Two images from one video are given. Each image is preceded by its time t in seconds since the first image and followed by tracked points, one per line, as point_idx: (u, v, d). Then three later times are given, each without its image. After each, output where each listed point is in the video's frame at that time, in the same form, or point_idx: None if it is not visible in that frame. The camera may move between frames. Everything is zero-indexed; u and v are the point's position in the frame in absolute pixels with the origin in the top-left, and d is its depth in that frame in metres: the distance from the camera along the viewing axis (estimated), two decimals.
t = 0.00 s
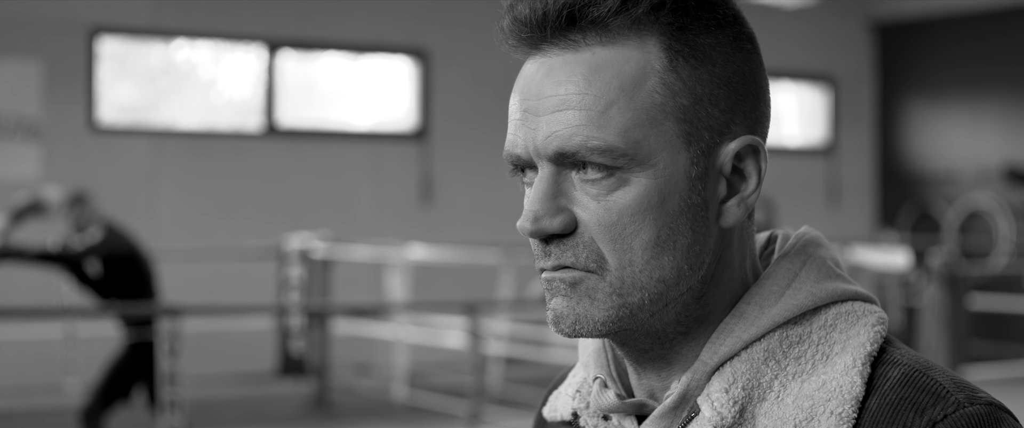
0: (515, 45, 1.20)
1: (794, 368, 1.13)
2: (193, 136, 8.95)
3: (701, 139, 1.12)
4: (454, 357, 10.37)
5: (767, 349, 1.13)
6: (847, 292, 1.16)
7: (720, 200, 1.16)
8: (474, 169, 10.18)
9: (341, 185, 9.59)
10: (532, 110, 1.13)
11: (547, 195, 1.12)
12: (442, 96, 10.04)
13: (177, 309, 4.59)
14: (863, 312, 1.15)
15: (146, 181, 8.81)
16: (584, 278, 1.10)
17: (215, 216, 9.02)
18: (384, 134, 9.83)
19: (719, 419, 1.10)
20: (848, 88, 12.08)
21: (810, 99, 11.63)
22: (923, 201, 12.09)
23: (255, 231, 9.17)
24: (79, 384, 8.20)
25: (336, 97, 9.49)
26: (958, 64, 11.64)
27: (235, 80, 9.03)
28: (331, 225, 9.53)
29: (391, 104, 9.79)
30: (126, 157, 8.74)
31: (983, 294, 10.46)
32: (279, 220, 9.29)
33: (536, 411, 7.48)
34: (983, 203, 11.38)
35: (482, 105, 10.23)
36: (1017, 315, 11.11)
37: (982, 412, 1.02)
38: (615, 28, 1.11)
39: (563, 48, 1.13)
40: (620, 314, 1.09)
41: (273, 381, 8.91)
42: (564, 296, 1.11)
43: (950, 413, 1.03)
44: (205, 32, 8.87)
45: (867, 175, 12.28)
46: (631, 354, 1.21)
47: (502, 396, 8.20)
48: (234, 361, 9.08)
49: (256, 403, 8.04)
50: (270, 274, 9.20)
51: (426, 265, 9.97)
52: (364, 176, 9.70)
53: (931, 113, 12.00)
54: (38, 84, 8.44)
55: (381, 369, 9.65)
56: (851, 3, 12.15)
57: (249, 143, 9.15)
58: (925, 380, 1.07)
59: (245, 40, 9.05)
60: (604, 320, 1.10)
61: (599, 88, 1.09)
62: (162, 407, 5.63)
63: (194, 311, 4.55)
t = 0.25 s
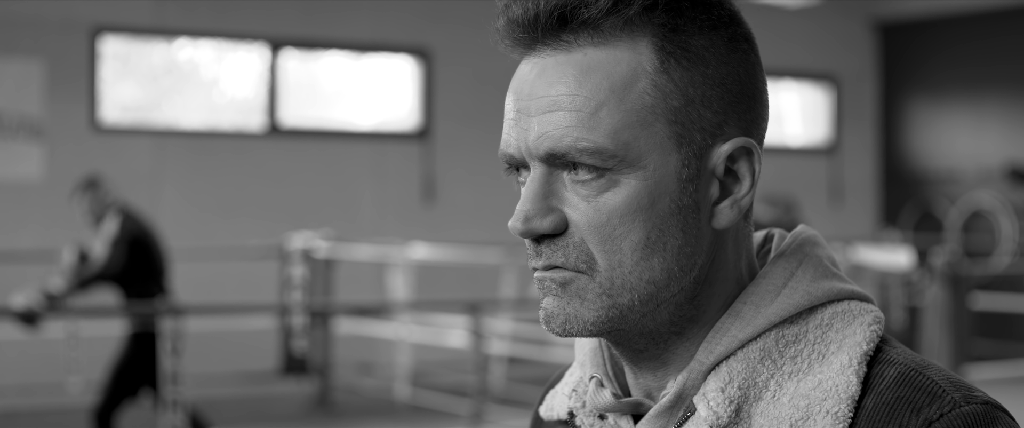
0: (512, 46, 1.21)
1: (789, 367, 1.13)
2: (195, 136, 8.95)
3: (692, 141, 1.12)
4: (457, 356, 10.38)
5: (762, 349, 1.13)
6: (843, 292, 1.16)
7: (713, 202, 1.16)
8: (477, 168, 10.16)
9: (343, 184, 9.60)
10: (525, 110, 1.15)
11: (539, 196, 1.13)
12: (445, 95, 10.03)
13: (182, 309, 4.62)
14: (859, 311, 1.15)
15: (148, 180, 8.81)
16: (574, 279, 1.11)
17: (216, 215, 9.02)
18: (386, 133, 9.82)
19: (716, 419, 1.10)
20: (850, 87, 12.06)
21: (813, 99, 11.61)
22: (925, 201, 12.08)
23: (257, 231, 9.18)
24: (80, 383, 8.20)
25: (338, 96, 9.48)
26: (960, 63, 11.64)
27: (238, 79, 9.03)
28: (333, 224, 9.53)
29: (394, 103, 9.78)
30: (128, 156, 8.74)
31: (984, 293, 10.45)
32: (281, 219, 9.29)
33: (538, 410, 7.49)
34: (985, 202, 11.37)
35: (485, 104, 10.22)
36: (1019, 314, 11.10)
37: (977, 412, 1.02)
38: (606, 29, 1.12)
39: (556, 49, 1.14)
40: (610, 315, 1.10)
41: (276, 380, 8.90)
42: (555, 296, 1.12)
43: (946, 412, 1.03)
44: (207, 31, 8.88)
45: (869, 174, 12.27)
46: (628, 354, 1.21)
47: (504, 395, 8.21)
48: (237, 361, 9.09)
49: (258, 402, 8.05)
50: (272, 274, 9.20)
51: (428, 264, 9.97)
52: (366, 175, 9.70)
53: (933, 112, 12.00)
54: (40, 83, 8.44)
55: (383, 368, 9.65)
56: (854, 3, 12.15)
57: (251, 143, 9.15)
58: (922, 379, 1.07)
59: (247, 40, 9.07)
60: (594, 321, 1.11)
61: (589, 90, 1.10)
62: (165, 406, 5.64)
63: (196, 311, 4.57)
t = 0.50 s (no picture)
0: (517, 42, 1.23)
1: (789, 366, 1.13)
2: (198, 135, 8.97)
3: (691, 141, 1.13)
4: (459, 355, 10.38)
5: (761, 347, 1.14)
6: (843, 292, 1.17)
7: (712, 202, 1.16)
8: (479, 167, 10.16)
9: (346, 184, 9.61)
10: (525, 106, 1.16)
11: (537, 191, 1.14)
12: (447, 94, 10.03)
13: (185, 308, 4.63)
14: (859, 311, 1.16)
15: (150, 180, 8.82)
16: (570, 275, 1.13)
17: (219, 214, 9.04)
18: (389, 133, 9.84)
19: (715, 418, 1.11)
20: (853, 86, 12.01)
21: (815, 98, 11.61)
22: (928, 200, 12.07)
23: (260, 230, 9.19)
24: (83, 382, 8.23)
25: (341, 96, 9.49)
26: (963, 63, 11.64)
27: (240, 79, 9.05)
28: (336, 223, 9.54)
29: (397, 102, 9.78)
30: (131, 156, 8.76)
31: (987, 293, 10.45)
32: (284, 218, 9.30)
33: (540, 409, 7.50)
34: (988, 202, 11.37)
35: (487, 103, 10.23)
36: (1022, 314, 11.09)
37: (978, 409, 1.02)
38: (607, 27, 1.13)
39: (558, 46, 1.16)
40: (605, 312, 1.12)
41: (278, 379, 8.91)
42: (551, 291, 1.14)
43: (946, 410, 1.03)
44: (210, 30, 8.89)
45: (872, 173, 12.25)
46: (629, 353, 1.23)
47: (507, 394, 8.21)
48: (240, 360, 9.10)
49: (261, 401, 8.07)
50: (275, 273, 9.21)
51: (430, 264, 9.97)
52: (369, 175, 9.71)
53: (936, 111, 12.01)
54: (43, 82, 8.46)
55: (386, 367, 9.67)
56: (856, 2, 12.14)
57: (254, 142, 9.16)
58: (923, 378, 1.08)
59: (250, 39, 9.07)
60: (589, 317, 1.12)
61: (588, 87, 1.11)
62: (167, 406, 5.61)
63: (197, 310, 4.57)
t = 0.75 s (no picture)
0: (527, 38, 1.23)
1: (793, 364, 1.13)
2: (200, 135, 8.97)
3: (697, 139, 1.13)
4: (461, 355, 10.38)
5: (765, 345, 1.14)
6: (847, 290, 1.16)
7: (718, 201, 1.16)
8: (481, 167, 10.17)
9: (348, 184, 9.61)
10: (533, 101, 1.16)
11: (543, 187, 1.14)
12: (450, 94, 10.04)
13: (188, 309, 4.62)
14: (863, 309, 1.15)
15: (153, 179, 8.81)
16: (575, 271, 1.12)
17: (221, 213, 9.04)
18: (392, 132, 9.84)
19: (717, 416, 1.11)
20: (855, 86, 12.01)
21: (817, 98, 11.59)
22: (931, 200, 12.06)
23: (262, 229, 9.19)
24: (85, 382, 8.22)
25: (343, 96, 9.52)
26: (966, 63, 11.65)
27: (243, 79, 9.06)
28: (338, 223, 9.54)
29: (399, 102, 9.79)
30: (134, 155, 8.76)
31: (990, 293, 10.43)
32: (286, 218, 9.30)
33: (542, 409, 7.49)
34: (990, 202, 11.36)
35: (490, 103, 10.23)
36: None
37: (981, 409, 1.02)
38: (616, 24, 1.13)
39: (567, 42, 1.15)
40: (609, 309, 1.11)
41: (280, 379, 8.90)
42: (556, 287, 1.13)
43: (949, 410, 1.03)
44: (212, 30, 8.88)
45: (875, 173, 12.22)
46: (635, 350, 1.23)
47: (509, 394, 8.22)
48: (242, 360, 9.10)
49: (264, 400, 8.06)
50: (277, 273, 9.21)
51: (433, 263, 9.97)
52: (371, 174, 9.71)
53: (938, 111, 12.01)
54: (46, 82, 8.45)
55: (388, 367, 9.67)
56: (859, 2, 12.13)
57: (256, 142, 9.16)
58: (926, 377, 1.08)
59: (252, 39, 9.07)
60: (593, 313, 1.11)
61: (595, 83, 1.11)
62: (169, 407, 5.57)
63: (200, 310, 4.55)
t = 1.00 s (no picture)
0: (535, 36, 1.22)
1: (796, 361, 1.12)
2: (203, 135, 8.97)
3: (705, 139, 1.13)
4: (463, 355, 10.37)
5: (768, 343, 1.13)
6: (851, 288, 1.16)
7: (725, 201, 1.16)
8: (483, 167, 10.17)
9: (350, 184, 9.61)
10: (542, 101, 1.16)
11: (550, 186, 1.14)
12: (452, 94, 10.03)
13: (191, 309, 4.63)
14: (866, 307, 1.14)
15: (155, 179, 8.82)
16: (581, 270, 1.12)
17: (224, 213, 9.04)
18: (394, 133, 9.84)
19: (719, 412, 1.11)
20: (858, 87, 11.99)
21: (819, 98, 11.58)
22: (933, 200, 12.05)
23: (264, 229, 9.18)
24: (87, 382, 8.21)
25: (345, 96, 9.50)
26: (968, 64, 11.65)
27: (245, 79, 9.05)
28: (340, 224, 9.54)
29: (401, 102, 9.80)
30: (136, 156, 8.76)
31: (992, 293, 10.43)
32: (289, 218, 9.30)
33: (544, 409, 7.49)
34: (993, 202, 11.35)
35: (492, 103, 10.24)
36: None
37: (983, 407, 1.03)
38: (623, 23, 1.12)
39: (574, 41, 1.15)
40: (615, 309, 1.11)
41: (282, 379, 8.90)
42: (563, 286, 1.13)
43: (953, 407, 1.03)
44: (214, 30, 8.89)
45: (878, 173, 12.19)
46: (640, 349, 1.23)
47: (512, 394, 8.22)
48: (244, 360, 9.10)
49: (266, 401, 8.07)
50: (279, 273, 9.20)
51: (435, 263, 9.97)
52: (373, 174, 9.71)
53: (941, 111, 12.00)
54: (48, 82, 8.46)
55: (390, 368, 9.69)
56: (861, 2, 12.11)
57: (258, 142, 9.17)
58: (928, 375, 1.07)
59: (254, 40, 9.07)
60: (600, 313, 1.11)
61: (604, 82, 1.11)
62: (170, 407, 5.56)
63: (202, 310, 4.55)
